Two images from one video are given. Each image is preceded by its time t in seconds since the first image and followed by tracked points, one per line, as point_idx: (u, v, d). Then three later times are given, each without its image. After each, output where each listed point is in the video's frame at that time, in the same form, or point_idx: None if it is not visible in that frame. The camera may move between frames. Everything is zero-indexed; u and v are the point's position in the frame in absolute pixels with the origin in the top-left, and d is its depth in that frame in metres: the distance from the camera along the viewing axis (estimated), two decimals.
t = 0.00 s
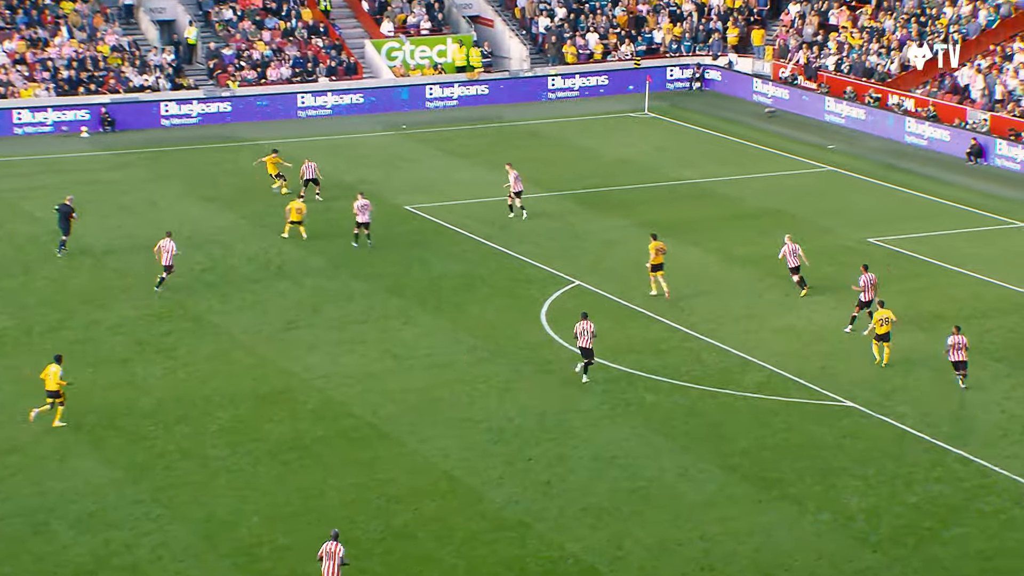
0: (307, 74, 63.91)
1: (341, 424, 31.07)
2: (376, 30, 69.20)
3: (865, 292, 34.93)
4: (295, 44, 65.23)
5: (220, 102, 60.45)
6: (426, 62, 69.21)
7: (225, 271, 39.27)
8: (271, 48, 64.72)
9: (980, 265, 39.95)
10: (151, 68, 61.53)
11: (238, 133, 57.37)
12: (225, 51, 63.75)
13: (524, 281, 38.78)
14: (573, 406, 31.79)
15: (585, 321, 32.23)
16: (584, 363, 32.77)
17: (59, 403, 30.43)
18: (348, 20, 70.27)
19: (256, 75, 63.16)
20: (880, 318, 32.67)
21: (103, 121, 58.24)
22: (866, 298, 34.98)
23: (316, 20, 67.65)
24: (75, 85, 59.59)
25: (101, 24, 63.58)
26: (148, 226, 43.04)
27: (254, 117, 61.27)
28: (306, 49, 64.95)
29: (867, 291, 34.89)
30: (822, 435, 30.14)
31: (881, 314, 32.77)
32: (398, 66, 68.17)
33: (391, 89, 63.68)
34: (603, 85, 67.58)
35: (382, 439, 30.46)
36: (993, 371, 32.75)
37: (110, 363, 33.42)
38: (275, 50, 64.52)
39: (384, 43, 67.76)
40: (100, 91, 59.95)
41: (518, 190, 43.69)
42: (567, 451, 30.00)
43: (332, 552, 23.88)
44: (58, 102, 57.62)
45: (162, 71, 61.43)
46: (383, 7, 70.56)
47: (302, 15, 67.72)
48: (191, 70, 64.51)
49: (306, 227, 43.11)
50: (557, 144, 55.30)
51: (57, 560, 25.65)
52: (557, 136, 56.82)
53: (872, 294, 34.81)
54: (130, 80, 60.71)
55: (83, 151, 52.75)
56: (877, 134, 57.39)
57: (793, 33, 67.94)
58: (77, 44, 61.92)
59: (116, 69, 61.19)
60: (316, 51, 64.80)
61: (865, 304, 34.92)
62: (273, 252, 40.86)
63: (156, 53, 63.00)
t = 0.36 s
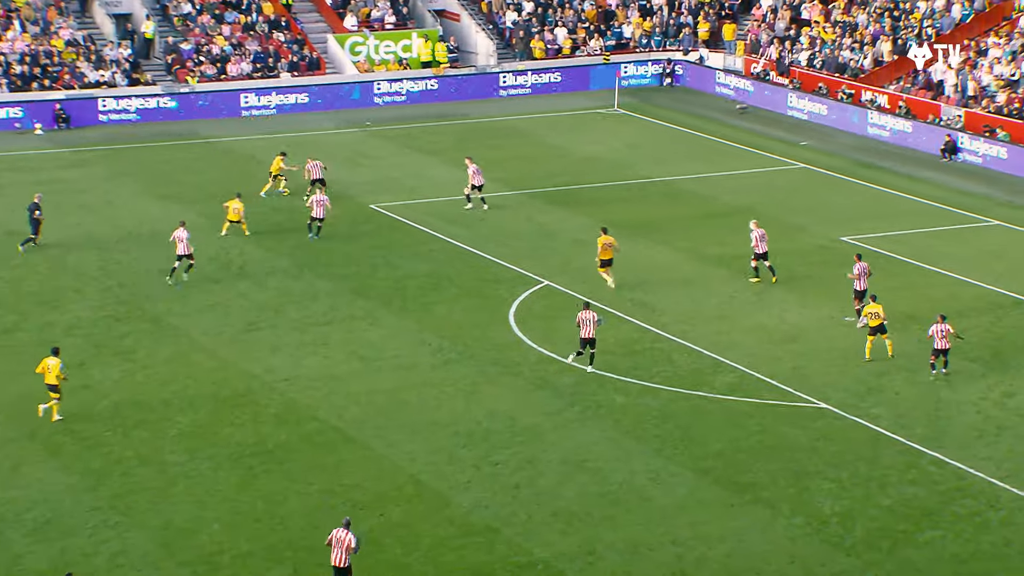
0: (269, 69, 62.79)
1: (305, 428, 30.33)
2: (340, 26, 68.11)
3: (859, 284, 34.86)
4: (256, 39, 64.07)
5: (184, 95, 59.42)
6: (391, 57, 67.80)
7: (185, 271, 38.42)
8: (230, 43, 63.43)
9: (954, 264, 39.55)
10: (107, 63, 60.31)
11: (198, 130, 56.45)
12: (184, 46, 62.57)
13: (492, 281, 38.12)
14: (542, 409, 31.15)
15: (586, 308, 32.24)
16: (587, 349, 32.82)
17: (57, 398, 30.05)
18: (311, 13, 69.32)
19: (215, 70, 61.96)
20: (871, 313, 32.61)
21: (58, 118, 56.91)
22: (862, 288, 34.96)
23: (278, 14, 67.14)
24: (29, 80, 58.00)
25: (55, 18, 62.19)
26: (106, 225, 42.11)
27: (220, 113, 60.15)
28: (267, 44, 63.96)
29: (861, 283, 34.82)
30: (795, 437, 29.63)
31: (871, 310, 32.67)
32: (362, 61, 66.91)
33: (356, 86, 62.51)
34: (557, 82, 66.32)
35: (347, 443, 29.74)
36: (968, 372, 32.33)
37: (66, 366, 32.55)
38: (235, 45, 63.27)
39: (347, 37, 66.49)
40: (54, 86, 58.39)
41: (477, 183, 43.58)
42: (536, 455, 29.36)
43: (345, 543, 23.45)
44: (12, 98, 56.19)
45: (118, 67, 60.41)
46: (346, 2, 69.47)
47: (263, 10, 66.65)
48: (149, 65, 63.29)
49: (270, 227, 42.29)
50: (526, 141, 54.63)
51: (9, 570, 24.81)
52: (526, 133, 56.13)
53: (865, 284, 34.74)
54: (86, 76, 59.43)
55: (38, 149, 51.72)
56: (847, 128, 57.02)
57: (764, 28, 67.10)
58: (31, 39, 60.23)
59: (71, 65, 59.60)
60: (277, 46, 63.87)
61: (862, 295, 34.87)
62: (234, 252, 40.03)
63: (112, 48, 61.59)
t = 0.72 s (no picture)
0: (234, 68, 61.57)
1: (272, 435, 29.61)
2: (307, 22, 66.94)
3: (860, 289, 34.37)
4: (221, 36, 62.69)
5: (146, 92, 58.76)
6: (360, 55, 66.80)
7: (149, 275, 37.63)
8: (194, 40, 61.98)
9: (932, 266, 39.14)
10: (67, 62, 58.75)
11: (161, 131, 55.42)
12: (146, 44, 61.23)
13: (463, 285, 37.47)
14: (514, 415, 30.52)
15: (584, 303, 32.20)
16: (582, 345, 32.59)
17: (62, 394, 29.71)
18: (276, 11, 67.79)
19: (179, 69, 60.65)
20: (873, 313, 32.06)
21: (17, 118, 55.86)
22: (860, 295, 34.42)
23: (243, 11, 65.33)
24: None
25: (12, 15, 60.45)
26: (69, 228, 41.23)
27: (182, 113, 59.35)
28: (232, 42, 62.70)
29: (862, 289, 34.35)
30: (772, 443, 29.09)
31: (875, 308, 32.15)
32: (330, 60, 65.92)
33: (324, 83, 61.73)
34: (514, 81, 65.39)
35: (315, 450, 29.05)
36: (947, 376, 31.86)
37: (25, 373, 31.74)
38: (199, 42, 61.89)
39: (314, 36, 65.46)
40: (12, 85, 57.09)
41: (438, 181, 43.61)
42: (508, 462, 28.73)
43: (357, 533, 23.47)
44: None
45: (79, 66, 58.91)
46: None
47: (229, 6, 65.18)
48: (110, 64, 61.77)
49: (237, 230, 41.52)
50: (499, 142, 54.02)
51: None
52: (498, 133, 55.47)
53: (865, 290, 34.32)
54: (44, 74, 57.97)
55: None
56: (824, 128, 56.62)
57: (740, 25, 66.93)
58: None
59: (30, 63, 58.17)
60: (242, 44, 62.68)
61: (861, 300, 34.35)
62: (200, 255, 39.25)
63: (72, 45, 60.14)
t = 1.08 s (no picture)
0: (187, 73, 60.12)
1: (227, 449, 28.82)
2: (261, 26, 65.39)
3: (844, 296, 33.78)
4: (174, 40, 61.12)
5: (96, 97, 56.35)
6: (317, 60, 65.58)
7: (101, 286, 36.73)
8: (145, 45, 60.54)
9: (899, 274, 38.77)
10: (15, 66, 56.66)
11: (111, 138, 54.00)
12: (97, 48, 59.28)
13: (424, 295, 36.78)
14: (476, 428, 29.86)
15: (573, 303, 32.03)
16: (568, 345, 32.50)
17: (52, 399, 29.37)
18: (231, 15, 66.16)
19: (130, 74, 58.99)
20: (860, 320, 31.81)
21: None
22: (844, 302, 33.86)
23: (196, 15, 63.92)
24: None
25: None
26: (18, 238, 40.21)
27: (134, 119, 57.64)
28: (184, 45, 61.08)
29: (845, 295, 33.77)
30: (739, 455, 28.56)
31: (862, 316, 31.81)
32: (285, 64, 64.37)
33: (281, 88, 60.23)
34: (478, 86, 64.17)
35: (272, 465, 28.29)
36: (916, 386, 31.45)
37: None
38: (150, 47, 60.42)
39: (270, 40, 63.91)
40: None
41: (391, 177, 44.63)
42: (470, 476, 28.07)
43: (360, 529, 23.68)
44: None
45: (27, 70, 56.78)
46: (268, 2, 67.01)
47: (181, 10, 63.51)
48: (59, 68, 59.69)
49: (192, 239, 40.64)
50: (462, 148, 53.34)
51: None
52: (462, 140, 54.78)
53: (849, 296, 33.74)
54: None
55: None
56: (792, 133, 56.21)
57: (705, 29, 66.45)
58: None
59: None
60: (195, 47, 61.00)
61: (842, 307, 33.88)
62: (153, 266, 38.37)
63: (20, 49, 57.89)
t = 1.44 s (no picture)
0: (131, 78, 59.17)
1: (173, 465, 28.02)
2: (207, 30, 64.19)
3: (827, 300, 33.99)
4: (117, 45, 59.96)
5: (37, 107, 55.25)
6: (265, 65, 64.67)
7: (44, 298, 35.83)
8: (89, 49, 59.20)
9: (859, 283, 38.42)
10: None
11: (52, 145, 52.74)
12: (37, 52, 58.16)
13: (377, 305, 36.13)
14: (430, 442, 29.20)
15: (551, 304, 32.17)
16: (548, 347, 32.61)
17: (28, 403, 28.96)
18: (177, 19, 64.84)
19: (72, 79, 57.91)
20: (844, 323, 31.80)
21: None
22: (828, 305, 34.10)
23: (140, 19, 62.49)
24: None
25: None
26: None
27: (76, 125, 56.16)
28: (128, 49, 60.07)
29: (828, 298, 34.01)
30: (698, 468, 28.05)
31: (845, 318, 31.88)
32: (233, 69, 63.74)
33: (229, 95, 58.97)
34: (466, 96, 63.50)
35: (220, 480, 27.51)
36: (876, 396, 31.07)
37: None
38: (94, 52, 59.13)
39: (217, 44, 63.21)
40: None
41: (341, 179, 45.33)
42: (424, 490, 27.39)
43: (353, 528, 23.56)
44: None
45: None
46: (215, 5, 65.53)
47: (125, 13, 62.17)
48: None
49: (139, 249, 39.78)
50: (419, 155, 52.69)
51: None
52: (419, 146, 54.12)
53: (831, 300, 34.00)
54: None
55: None
56: (748, 139, 55.71)
57: (662, 34, 65.76)
58: None
59: None
60: (139, 51, 60.00)
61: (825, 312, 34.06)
62: (99, 276, 37.48)
63: None
